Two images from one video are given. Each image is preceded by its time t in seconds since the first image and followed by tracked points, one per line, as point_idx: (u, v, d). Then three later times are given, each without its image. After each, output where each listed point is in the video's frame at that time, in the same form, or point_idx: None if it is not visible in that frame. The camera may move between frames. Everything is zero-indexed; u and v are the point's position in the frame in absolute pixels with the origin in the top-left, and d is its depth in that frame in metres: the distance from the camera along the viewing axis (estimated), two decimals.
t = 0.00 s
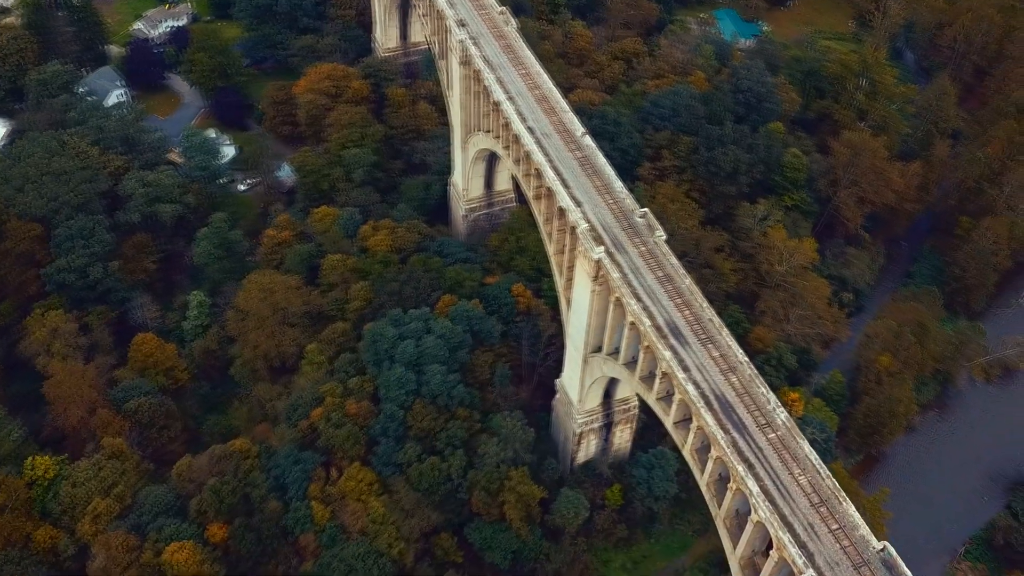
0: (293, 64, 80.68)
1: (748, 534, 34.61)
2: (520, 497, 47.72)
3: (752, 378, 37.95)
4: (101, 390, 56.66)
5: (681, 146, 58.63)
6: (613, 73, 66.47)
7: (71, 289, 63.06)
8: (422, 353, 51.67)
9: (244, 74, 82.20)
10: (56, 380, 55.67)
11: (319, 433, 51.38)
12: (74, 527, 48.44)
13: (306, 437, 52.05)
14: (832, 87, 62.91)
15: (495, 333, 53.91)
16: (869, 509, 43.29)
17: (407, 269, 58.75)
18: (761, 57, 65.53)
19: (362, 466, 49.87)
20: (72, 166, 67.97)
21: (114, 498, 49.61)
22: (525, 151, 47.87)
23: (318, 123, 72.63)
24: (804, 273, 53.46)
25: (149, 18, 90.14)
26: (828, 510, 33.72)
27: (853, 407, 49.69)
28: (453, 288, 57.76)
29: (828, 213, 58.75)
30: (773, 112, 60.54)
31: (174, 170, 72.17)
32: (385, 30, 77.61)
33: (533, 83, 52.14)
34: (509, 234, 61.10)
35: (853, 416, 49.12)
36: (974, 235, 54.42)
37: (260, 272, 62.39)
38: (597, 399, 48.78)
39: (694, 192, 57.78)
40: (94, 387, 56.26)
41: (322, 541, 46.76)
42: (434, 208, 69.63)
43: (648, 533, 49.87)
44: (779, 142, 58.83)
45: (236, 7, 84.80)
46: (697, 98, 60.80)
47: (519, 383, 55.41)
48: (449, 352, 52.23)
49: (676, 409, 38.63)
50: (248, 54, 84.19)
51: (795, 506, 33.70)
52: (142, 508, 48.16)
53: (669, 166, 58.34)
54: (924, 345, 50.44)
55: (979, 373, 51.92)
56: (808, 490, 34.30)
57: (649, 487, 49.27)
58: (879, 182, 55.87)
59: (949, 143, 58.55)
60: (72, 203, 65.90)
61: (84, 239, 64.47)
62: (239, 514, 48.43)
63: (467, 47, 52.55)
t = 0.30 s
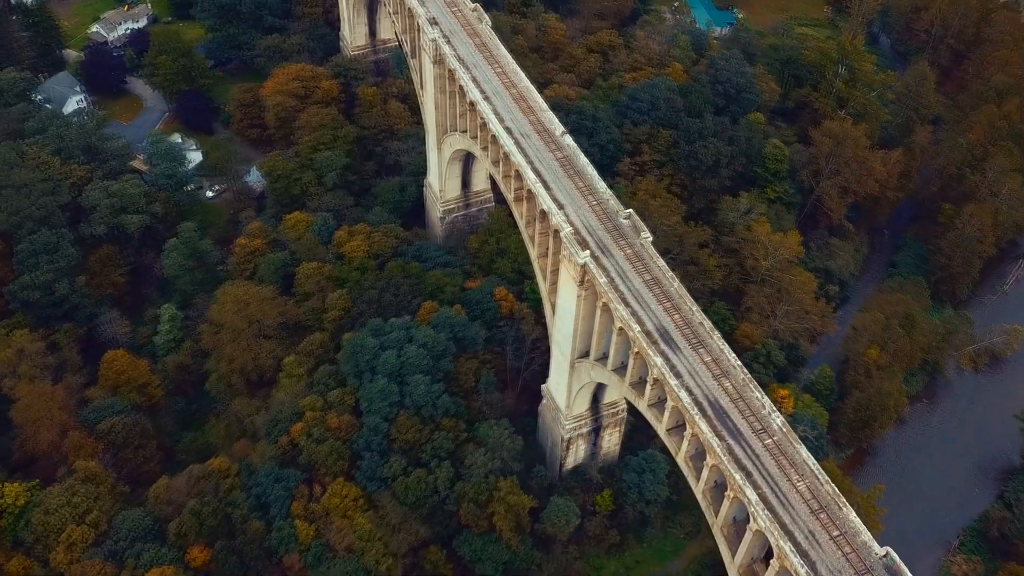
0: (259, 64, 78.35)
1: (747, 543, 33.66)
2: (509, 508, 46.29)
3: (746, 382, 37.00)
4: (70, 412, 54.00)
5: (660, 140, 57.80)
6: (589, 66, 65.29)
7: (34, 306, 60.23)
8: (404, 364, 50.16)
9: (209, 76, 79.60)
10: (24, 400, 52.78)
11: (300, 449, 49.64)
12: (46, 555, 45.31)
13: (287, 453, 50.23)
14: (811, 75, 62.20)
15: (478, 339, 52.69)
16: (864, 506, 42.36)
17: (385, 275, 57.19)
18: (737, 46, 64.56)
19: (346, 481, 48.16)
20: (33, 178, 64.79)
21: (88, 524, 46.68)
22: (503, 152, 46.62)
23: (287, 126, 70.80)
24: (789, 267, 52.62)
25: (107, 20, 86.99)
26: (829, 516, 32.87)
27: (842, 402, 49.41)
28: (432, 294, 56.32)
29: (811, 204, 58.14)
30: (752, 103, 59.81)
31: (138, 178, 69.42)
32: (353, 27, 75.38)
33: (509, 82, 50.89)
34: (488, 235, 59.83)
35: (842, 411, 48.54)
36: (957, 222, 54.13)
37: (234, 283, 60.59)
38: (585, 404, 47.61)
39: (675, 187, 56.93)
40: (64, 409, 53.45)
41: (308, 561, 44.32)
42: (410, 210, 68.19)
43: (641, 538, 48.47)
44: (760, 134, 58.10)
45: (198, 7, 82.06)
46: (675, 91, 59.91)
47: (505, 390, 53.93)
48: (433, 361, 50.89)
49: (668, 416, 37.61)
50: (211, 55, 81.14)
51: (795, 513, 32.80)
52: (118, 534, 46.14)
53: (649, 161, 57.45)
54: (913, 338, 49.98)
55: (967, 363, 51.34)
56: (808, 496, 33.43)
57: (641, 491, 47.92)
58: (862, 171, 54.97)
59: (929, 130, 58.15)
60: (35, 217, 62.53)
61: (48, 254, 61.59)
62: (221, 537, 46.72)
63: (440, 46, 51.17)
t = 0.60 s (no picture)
0: (227, 65, 75.98)
1: (749, 555, 32.55)
2: (501, 521, 44.74)
3: (743, 389, 35.85)
4: (42, 434, 50.99)
5: (642, 135, 56.71)
6: (567, 60, 63.87)
7: None
8: (388, 376, 48.35)
9: (176, 79, 77.12)
10: None
11: (283, 466, 47.91)
12: None
13: (270, 471, 48.44)
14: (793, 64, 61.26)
15: (464, 345, 51.00)
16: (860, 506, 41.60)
17: (365, 283, 55.51)
18: (717, 35, 63.39)
19: (332, 498, 46.50)
20: None
21: (65, 553, 44.32)
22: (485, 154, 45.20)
23: (259, 129, 68.74)
24: (778, 261, 51.74)
25: (67, 21, 83.88)
26: (833, 526, 31.83)
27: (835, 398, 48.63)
28: (415, 301, 54.69)
29: (796, 196, 57.37)
30: (735, 95, 58.76)
31: (106, 188, 66.70)
32: (324, 24, 73.06)
33: (489, 81, 49.45)
34: (470, 238, 58.38)
35: (836, 407, 47.64)
36: (945, 211, 53.64)
37: (210, 295, 58.79)
38: (575, 410, 46.35)
39: (659, 183, 55.96)
40: (35, 430, 50.40)
41: None
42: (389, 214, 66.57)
43: (635, 544, 47.32)
44: (744, 126, 57.11)
45: (161, 7, 78.54)
46: (657, 84, 58.71)
47: (492, 397, 52.55)
48: (418, 371, 49.21)
49: (664, 424, 36.43)
50: (176, 57, 78.69)
51: (798, 524, 31.74)
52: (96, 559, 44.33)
53: (631, 158, 56.38)
54: (904, 330, 49.37)
55: (959, 354, 50.66)
56: (810, 505, 32.37)
57: (635, 498, 46.74)
58: (847, 163, 54.62)
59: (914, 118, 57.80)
60: None
61: (13, 271, 58.87)
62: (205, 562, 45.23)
63: (416, 46, 49.64)
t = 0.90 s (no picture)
0: (195, 68, 73.72)
1: (751, 568, 31.60)
2: (492, 534, 43.43)
3: (740, 396, 34.85)
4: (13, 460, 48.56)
5: (625, 130, 55.63)
6: (546, 54, 62.62)
7: None
8: (372, 389, 46.99)
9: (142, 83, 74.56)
10: None
11: (266, 485, 46.24)
12: None
13: (253, 490, 46.84)
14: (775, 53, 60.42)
15: (450, 354, 49.61)
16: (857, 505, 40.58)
17: (345, 291, 53.70)
18: (697, 26, 62.30)
19: (318, 516, 44.93)
20: None
21: None
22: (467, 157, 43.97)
23: (229, 134, 66.48)
24: (766, 257, 50.97)
25: (25, 25, 80.77)
26: (836, 535, 30.94)
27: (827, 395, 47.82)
28: (397, 308, 53.13)
29: (782, 188, 56.72)
30: (718, 87, 57.84)
31: (72, 199, 63.62)
32: (294, 23, 70.94)
33: (468, 82, 48.24)
34: (451, 241, 56.93)
35: (828, 404, 46.89)
36: (933, 200, 53.07)
37: (184, 308, 56.91)
38: (566, 417, 45.21)
39: (643, 179, 54.87)
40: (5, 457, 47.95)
41: None
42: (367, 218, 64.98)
43: (629, 551, 46.03)
44: (728, 119, 56.20)
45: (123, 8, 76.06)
46: (638, 79, 57.64)
47: (480, 405, 51.23)
48: (403, 381, 47.70)
49: (660, 434, 35.40)
50: (141, 59, 76.15)
51: (800, 534, 30.87)
52: None
53: (614, 154, 55.29)
54: (896, 323, 48.68)
55: (949, 344, 50.50)
56: (813, 515, 31.47)
57: (628, 504, 45.45)
58: (834, 155, 53.48)
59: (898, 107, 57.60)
60: None
61: None
62: None
63: (392, 47, 48.30)
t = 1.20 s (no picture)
0: (153, 73, 71.09)
1: None
2: (481, 548, 42.38)
3: (732, 402, 33.96)
4: None
5: (600, 126, 54.57)
6: (516, 50, 61.30)
7: None
8: (352, 405, 45.59)
9: (98, 91, 71.74)
10: None
11: (244, 508, 44.51)
12: None
13: (231, 514, 44.64)
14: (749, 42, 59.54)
15: (430, 363, 48.19)
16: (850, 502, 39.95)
17: (318, 302, 51.83)
18: (669, 17, 61.33)
19: (300, 538, 43.32)
20: None
21: None
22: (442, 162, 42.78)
23: (192, 141, 63.98)
24: (748, 252, 50.16)
25: None
26: (836, 543, 30.14)
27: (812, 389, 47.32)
28: (374, 318, 51.55)
29: (760, 179, 55.78)
30: (693, 78, 56.88)
31: (28, 214, 60.91)
32: (255, 24, 68.69)
33: (440, 84, 47.00)
34: (425, 246, 55.50)
35: (814, 398, 46.33)
36: (912, 186, 53.28)
37: (151, 325, 54.89)
38: (552, 425, 44.09)
39: (620, 176, 53.65)
40: None
41: None
42: (338, 225, 63.26)
43: (620, 557, 44.33)
44: (704, 111, 55.26)
45: (76, 13, 73.26)
46: (611, 73, 56.57)
47: (462, 415, 49.94)
48: (383, 395, 46.44)
49: (651, 443, 34.38)
50: (96, 66, 73.22)
51: (800, 543, 29.98)
52: None
53: (589, 150, 54.27)
54: (880, 315, 48.35)
55: (933, 332, 50.14)
56: (812, 522, 30.62)
57: (618, 511, 44.01)
58: (811, 143, 53.81)
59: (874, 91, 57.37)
60: None
61: None
62: None
63: (360, 50, 46.93)
